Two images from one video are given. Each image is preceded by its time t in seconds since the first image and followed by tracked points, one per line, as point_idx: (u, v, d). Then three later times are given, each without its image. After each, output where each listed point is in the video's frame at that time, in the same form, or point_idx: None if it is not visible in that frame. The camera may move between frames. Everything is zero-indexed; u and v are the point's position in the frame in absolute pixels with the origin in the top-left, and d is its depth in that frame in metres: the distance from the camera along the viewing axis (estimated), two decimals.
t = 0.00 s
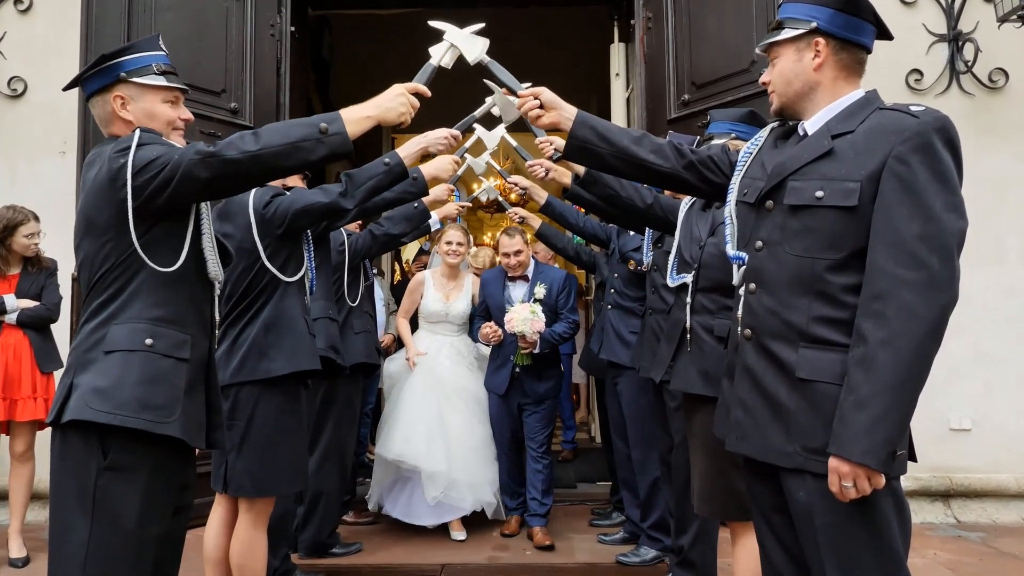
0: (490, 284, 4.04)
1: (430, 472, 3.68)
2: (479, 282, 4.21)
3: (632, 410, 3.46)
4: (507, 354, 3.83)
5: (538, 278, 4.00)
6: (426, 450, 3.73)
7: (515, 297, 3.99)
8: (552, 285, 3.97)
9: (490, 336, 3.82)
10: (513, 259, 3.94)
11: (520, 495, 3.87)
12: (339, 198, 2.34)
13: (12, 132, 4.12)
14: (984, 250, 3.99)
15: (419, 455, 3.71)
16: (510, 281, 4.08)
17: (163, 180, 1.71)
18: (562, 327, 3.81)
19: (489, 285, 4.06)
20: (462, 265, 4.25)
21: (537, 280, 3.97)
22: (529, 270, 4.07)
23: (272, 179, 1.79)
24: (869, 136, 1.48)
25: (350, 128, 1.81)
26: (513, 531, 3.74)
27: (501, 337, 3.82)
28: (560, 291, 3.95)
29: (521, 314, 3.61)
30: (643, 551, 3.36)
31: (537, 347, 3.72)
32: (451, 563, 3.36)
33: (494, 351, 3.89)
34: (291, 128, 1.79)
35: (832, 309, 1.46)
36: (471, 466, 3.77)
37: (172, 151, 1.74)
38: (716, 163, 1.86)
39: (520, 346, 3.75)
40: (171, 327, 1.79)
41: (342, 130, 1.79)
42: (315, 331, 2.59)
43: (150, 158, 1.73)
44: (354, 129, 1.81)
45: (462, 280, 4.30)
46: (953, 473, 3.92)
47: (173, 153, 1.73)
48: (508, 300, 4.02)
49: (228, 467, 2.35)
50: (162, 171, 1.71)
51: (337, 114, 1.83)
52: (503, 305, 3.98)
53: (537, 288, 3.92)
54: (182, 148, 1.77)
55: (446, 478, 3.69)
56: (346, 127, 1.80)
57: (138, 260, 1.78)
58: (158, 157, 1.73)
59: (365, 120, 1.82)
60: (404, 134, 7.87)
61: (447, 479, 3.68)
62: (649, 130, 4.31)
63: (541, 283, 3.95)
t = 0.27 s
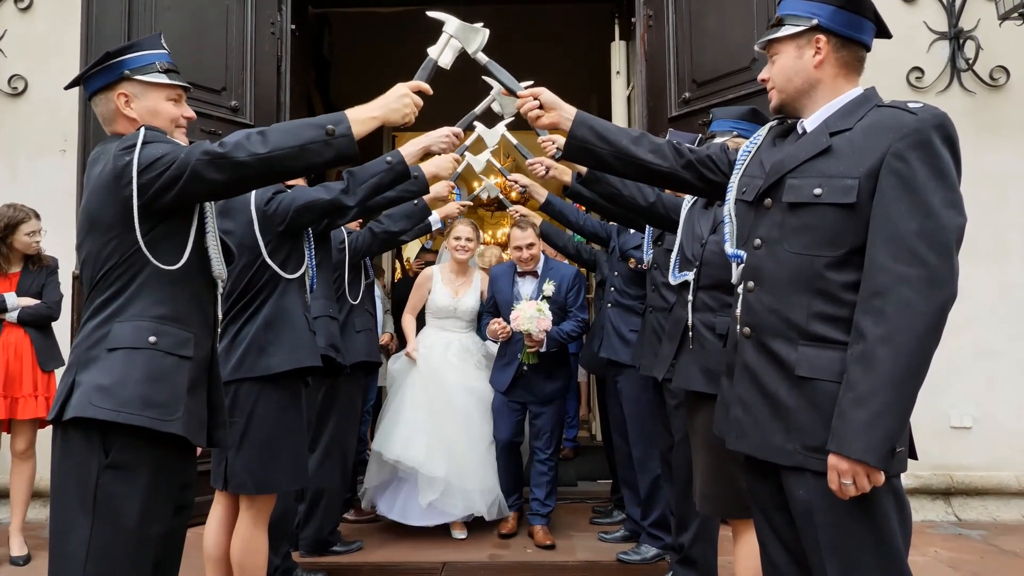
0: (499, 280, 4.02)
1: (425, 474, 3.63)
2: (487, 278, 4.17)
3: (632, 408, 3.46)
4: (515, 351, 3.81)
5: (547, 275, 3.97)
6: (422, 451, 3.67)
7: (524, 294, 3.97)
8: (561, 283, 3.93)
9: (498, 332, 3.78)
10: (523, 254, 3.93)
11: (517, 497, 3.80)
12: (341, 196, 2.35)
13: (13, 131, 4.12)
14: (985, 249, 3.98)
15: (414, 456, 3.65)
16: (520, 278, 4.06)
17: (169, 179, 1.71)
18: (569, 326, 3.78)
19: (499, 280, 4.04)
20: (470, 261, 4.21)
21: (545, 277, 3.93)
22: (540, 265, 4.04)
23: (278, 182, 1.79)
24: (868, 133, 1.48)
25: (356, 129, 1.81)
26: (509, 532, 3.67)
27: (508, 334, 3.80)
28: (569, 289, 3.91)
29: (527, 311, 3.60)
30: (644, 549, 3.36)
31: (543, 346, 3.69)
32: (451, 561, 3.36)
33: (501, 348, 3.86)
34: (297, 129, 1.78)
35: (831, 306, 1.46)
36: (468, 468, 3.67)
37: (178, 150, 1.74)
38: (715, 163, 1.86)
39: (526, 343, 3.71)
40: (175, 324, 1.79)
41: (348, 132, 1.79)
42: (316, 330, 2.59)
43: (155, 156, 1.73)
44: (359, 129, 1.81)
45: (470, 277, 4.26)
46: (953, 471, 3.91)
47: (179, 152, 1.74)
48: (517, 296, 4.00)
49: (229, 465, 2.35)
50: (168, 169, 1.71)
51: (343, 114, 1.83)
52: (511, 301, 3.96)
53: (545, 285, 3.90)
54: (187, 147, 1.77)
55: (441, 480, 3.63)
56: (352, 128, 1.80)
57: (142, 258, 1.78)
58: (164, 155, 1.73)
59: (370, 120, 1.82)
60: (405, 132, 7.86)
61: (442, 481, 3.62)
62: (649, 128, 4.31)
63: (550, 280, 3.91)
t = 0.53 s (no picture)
0: (501, 270, 3.87)
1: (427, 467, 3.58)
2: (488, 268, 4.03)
3: (632, 399, 3.47)
4: (518, 343, 3.66)
5: (551, 264, 3.87)
6: (424, 444, 3.60)
7: (527, 283, 3.83)
8: (565, 272, 3.87)
9: (501, 322, 3.65)
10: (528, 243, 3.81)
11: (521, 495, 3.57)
12: (345, 187, 2.35)
13: (12, 122, 4.11)
14: (986, 240, 3.98)
15: (416, 449, 3.58)
16: (522, 267, 3.92)
17: (169, 170, 1.70)
18: (574, 315, 3.69)
19: (500, 271, 3.89)
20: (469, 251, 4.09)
21: (550, 265, 3.86)
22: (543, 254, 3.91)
23: (279, 170, 1.78)
24: (870, 123, 1.48)
25: (355, 116, 1.80)
26: (513, 534, 3.41)
27: (512, 325, 3.66)
28: (573, 278, 3.85)
29: (533, 301, 3.46)
30: (644, 539, 3.38)
31: (548, 336, 3.57)
32: (452, 552, 3.38)
33: (504, 339, 3.73)
34: (296, 117, 1.78)
35: (832, 298, 1.46)
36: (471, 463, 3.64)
37: (178, 141, 1.74)
38: (715, 154, 1.86)
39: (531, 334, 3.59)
40: (176, 316, 1.79)
41: (348, 120, 1.79)
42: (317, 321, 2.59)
43: (155, 147, 1.73)
44: (359, 116, 1.81)
45: (470, 267, 4.12)
46: (952, 462, 3.93)
47: (179, 142, 1.73)
48: (520, 286, 3.85)
49: (230, 456, 2.35)
50: (168, 160, 1.71)
51: (342, 101, 1.82)
52: (514, 291, 3.81)
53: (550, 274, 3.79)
54: (187, 138, 1.76)
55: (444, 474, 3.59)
56: (352, 116, 1.80)
57: (143, 249, 1.78)
58: (164, 146, 1.73)
59: (370, 106, 1.81)
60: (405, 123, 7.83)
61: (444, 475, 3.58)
62: (650, 119, 4.30)
63: (555, 269, 3.85)
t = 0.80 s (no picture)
0: (498, 263, 3.78)
1: (425, 462, 3.46)
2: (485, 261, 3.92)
3: (632, 392, 3.47)
4: (520, 338, 3.59)
5: (548, 256, 3.79)
6: (422, 439, 3.48)
7: (525, 277, 3.75)
8: (563, 264, 3.80)
9: (500, 317, 3.60)
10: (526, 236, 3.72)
11: (528, 496, 3.47)
12: (346, 182, 2.37)
13: (12, 116, 4.11)
14: (987, 234, 3.98)
15: (413, 443, 3.46)
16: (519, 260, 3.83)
17: (169, 162, 1.70)
18: (574, 308, 3.66)
19: (496, 264, 3.81)
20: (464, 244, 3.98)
21: (548, 257, 3.77)
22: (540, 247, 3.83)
23: (280, 161, 1.78)
24: (869, 117, 1.47)
25: (354, 105, 1.80)
26: (521, 539, 3.32)
27: (511, 320, 3.61)
28: (571, 270, 3.79)
29: (535, 294, 3.42)
30: (644, 532, 3.41)
31: (550, 330, 3.50)
32: (453, 545, 3.39)
33: (503, 335, 3.65)
34: (294, 108, 1.77)
35: (832, 291, 1.46)
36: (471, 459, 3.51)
37: (178, 133, 1.74)
38: (715, 148, 1.85)
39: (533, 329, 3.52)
40: (178, 310, 1.79)
41: (347, 109, 1.78)
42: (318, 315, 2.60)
43: (155, 140, 1.73)
44: (358, 106, 1.80)
45: (466, 260, 4.01)
46: (952, 455, 3.93)
47: (179, 135, 1.73)
48: (518, 279, 3.77)
49: (232, 448, 2.36)
50: (168, 153, 1.71)
51: (340, 92, 1.81)
52: (513, 285, 3.72)
53: (548, 267, 3.73)
54: (187, 131, 1.76)
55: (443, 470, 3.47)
56: (351, 105, 1.79)
57: (145, 243, 1.79)
58: (163, 139, 1.73)
59: (369, 97, 1.81)
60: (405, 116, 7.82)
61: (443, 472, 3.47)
62: (650, 113, 4.29)
63: (554, 261, 3.77)
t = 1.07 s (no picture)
0: (490, 254, 3.68)
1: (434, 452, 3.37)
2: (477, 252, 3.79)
3: (631, 384, 3.48)
4: (515, 329, 3.54)
5: (541, 245, 3.69)
6: (430, 428, 3.38)
7: (518, 268, 3.66)
8: (557, 253, 3.70)
9: (493, 310, 3.54)
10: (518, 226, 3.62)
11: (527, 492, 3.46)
12: (345, 173, 2.35)
13: (10, 109, 4.10)
14: (985, 227, 3.98)
15: (422, 432, 3.36)
16: (512, 251, 3.74)
17: (169, 157, 1.71)
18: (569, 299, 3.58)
19: (488, 255, 3.70)
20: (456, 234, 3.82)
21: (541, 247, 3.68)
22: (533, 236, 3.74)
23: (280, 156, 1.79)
24: (870, 110, 1.48)
25: (354, 101, 1.80)
26: (520, 535, 3.32)
27: (505, 312, 3.53)
28: (564, 258, 3.69)
29: (529, 285, 3.38)
30: (642, 524, 3.41)
31: (545, 321, 3.44)
32: (453, 537, 3.40)
33: (498, 329, 3.58)
34: (294, 103, 1.78)
35: (831, 284, 1.46)
36: (479, 451, 3.43)
37: (177, 128, 1.74)
38: (715, 140, 1.86)
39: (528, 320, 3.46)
40: (179, 303, 1.80)
41: (346, 104, 1.78)
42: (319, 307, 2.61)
43: (156, 135, 1.73)
44: (358, 102, 1.80)
45: (458, 250, 3.86)
46: (950, 447, 3.95)
47: (179, 129, 1.73)
48: (512, 270, 3.68)
49: (233, 441, 2.37)
50: (168, 148, 1.71)
51: (341, 86, 1.82)
52: (507, 276, 3.61)
53: (541, 256, 3.64)
54: (187, 125, 1.76)
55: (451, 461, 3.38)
56: (350, 101, 1.80)
57: (145, 237, 1.79)
58: (163, 133, 1.73)
59: (368, 92, 1.81)
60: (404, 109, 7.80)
61: (452, 462, 3.38)
62: (650, 105, 4.29)
63: (547, 250, 3.67)
